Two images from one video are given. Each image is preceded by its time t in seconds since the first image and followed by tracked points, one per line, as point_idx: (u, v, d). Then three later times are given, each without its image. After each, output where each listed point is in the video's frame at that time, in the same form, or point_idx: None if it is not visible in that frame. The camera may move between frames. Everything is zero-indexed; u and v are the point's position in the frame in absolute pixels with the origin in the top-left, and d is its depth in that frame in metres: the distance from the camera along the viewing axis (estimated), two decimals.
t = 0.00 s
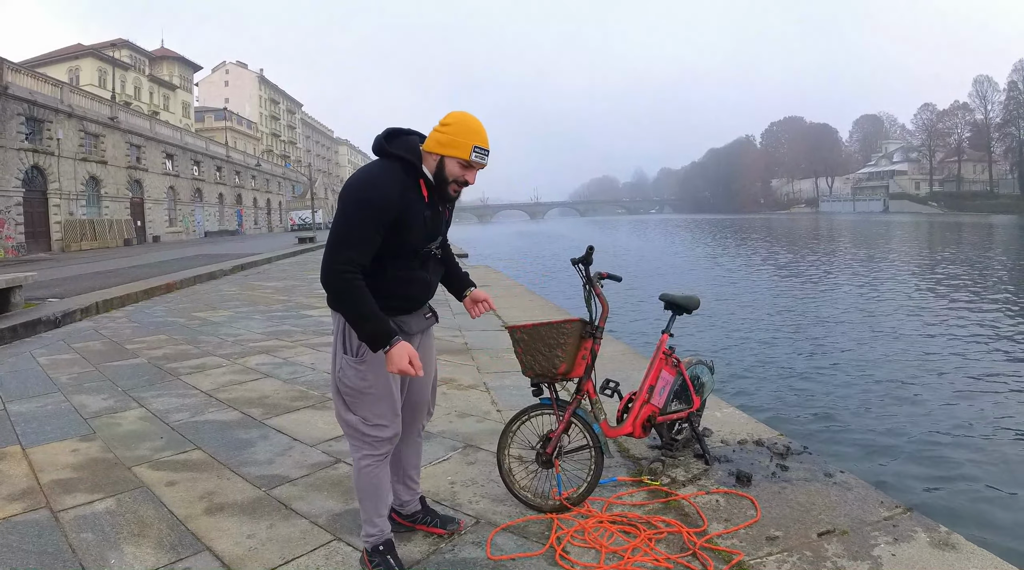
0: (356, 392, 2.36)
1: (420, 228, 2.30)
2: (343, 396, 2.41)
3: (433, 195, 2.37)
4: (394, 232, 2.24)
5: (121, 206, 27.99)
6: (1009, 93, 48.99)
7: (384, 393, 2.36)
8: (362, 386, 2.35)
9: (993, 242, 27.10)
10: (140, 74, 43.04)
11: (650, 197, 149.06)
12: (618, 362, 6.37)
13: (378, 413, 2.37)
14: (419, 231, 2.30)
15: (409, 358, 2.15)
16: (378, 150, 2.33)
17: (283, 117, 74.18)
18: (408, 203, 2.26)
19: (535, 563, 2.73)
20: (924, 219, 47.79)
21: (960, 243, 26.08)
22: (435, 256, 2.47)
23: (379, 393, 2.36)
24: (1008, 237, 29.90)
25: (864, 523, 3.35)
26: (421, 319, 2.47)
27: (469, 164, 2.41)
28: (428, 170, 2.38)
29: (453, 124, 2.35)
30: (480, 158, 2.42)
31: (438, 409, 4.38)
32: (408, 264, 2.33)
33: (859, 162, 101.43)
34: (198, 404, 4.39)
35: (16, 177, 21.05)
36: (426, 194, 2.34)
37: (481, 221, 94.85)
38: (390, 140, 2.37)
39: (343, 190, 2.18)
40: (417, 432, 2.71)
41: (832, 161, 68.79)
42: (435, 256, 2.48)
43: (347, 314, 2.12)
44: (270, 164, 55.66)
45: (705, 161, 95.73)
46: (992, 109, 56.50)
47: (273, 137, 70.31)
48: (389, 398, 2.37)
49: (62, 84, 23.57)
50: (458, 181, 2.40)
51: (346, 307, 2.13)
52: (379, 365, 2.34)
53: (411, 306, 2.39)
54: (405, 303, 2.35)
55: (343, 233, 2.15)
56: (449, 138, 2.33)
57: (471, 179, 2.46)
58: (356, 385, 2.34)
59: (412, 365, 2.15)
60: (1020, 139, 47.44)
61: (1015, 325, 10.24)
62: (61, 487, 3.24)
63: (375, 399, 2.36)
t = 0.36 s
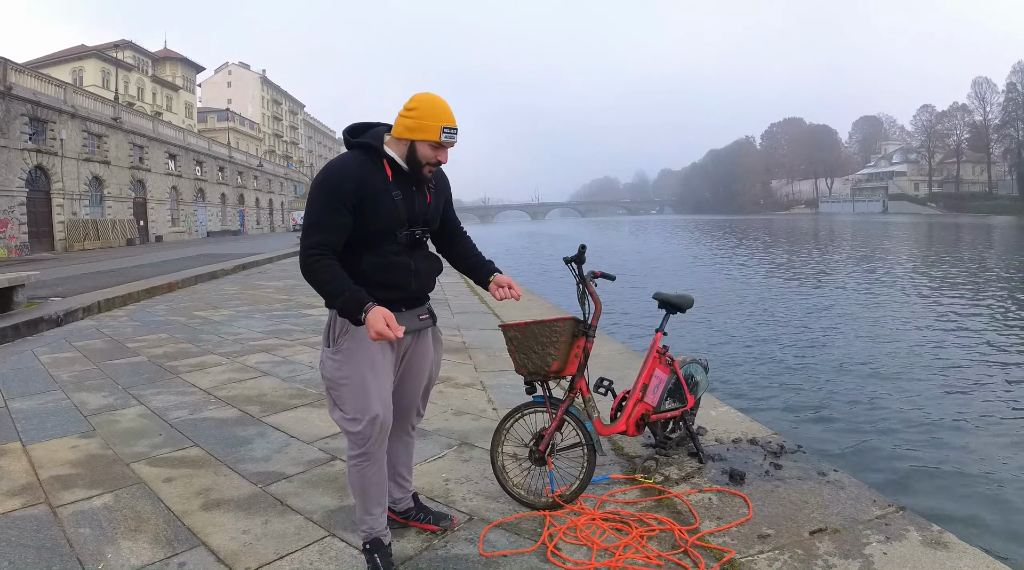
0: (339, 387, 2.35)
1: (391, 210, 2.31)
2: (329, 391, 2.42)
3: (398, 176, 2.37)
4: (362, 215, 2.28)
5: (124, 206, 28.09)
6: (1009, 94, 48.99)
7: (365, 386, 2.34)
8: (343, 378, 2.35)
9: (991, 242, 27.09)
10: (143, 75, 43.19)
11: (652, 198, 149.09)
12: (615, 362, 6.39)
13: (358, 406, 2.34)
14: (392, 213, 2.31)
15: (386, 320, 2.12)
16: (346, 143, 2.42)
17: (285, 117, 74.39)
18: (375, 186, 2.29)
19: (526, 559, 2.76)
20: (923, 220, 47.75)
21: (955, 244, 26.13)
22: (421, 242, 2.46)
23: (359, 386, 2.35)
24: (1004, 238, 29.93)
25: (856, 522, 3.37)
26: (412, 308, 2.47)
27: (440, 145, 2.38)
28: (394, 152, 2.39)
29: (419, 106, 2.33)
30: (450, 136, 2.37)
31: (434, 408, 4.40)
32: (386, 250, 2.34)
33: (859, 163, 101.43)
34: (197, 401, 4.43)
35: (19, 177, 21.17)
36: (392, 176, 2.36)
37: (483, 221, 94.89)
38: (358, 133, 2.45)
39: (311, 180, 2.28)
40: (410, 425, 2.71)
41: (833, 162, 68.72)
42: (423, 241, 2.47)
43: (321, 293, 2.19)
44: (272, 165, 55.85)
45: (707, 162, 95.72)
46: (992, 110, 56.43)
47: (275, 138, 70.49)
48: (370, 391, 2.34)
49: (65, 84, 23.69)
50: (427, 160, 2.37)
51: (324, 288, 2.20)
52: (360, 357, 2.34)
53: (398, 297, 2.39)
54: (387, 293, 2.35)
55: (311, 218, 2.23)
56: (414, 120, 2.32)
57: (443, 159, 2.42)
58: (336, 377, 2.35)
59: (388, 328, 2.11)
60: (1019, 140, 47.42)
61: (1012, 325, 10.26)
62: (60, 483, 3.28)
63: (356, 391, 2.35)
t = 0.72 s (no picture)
0: (330, 401, 2.30)
1: (376, 205, 2.26)
2: (316, 404, 2.36)
3: (375, 169, 2.30)
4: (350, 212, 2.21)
5: (127, 206, 28.18)
6: (1009, 96, 49.07)
7: (359, 399, 2.30)
8: (333, 393, 2.29)
9: (986, 243, 27.14)
10: (146, 75, 43.37)
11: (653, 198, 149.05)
12: (612, 360, 6.43)
13: (349, 421, 2.29)
14: (376, 210, 2.26)
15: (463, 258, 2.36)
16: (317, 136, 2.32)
17: (287, 118, 74.59)
18: (358, 182, 2.22)
19: (518, 554, 2.78)
20: (922, 221, 47.68)
21: (951, 245, 26.19)
22: (406, 238, 2.43)
23: (350, 400, 2.29)
24: (1000, 239, 29.95)
25: (849, 519, 3.38)
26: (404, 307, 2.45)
27: (411, 131, 2.31)
28: (366, 144, 2.31)
29: (388, 91, 2.26)
30: (421, 121, 2.31)
31: (431, 405, 4.43)
32: (377, 248, 2.30)
33: (858, 164, 101.39)
34: (197, 398, 4.47)
35: (22, 177, 21.27)
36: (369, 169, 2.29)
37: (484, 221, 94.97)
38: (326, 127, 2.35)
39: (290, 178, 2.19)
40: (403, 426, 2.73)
41: (833, 163, 68.62)
42: (408, 235, 2.44)
43: (339, 278, 2.15)
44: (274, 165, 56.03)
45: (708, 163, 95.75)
46: (991, 111, 56.40)
47: (278, 139, 70.70)
48: (361, 405, 2.31)
49: (68, 85, 23.79)
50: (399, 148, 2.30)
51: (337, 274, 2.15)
52: (350, 369, 2.29)
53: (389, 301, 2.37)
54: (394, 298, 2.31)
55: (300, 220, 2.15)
56: (383, 106, 2.26)
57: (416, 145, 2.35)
58: (325, 392, 2.28)
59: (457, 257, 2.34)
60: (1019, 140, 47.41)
61: (1009, 325, 10.29)
62: (59, 478, 3.32)
63: (347, 406, 2.29)
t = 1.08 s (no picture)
0: (320, 413, 2.20)
1: (358, 194, 2.19)
2: (304, 419, 2.25)
3: (352, 153, 2.22)
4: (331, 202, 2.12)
5: (129, 205, 28.25)
6: (1008, 96, 49.15)
7: (352, 407, 2.22)
8: (328, 404, 2.18)
9: (983, 243, 27.22)
10: (148, 75, 43.51)
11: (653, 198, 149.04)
12: (609, 359, 6.46)
13: (345, 432, 2.20)
14: (358, 199, 2.19)
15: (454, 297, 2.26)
16: (282, 121, 2.19)
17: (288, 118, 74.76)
18: (339, 171, 2.13)
19: (512, 549, 2.81)
20: (922, 221, 47.75)
21: (949, 246, 26.26)
22: (385, 225, 2.38)
23: (347, 408, 2.21)
24: (996, 239, 30.02)
25: (842, 515, 3.40)
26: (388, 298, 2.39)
27: (397, 112, 2.27)
28: (345, 127, 2.23)
29: (372, 69, 2.20)
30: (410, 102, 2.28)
31: (428, 402, 4.47)
32: (361, 241, 2.23)
33: (858, 165, 101.40)
34: (196, 394, 4.50)
35: (25, 176, 21.36)
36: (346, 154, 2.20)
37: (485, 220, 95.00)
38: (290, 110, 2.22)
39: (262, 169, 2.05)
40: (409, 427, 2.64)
41: (833, 163, 68.63)
42: (386, 223, 2.39)
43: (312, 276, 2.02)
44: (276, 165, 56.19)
45: (708, 164, 95.80)
46: (991, 112, 56.42)
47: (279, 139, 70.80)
48: (358, 411, 2.24)
49: (70, 84, 23.89)
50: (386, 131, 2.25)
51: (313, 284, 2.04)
52: (345, 375, 2.20)
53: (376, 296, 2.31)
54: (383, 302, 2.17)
55: (281, 215, 2.02)
56: (369, 84, 2.19)
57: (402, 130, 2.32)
58: (317, 405, 2.18)
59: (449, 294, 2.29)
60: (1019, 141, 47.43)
61: (1005, 325, 10.34)
62: (58, 472, 3.35)
63: (341, 417, 2.20)
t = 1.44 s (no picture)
0: (309, 415, 2.15)
1: (353, 193, 2.16)
2: (295, 421, 2.20)
3: (347, 150, 2.20)
4: (322, 200, 2.09)
5: (128, 204, 28.28)
6: (1007, 96, 49.23)
7: (342, 409, 2.17)
8: (318, 407, 2.13)
9: (980, 244, 27.27)
10: (147, 74, 43.51)
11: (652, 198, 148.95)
12: (605, 358, 6.49)
13: (334, 434, 2.15)
14: (353, 198, 2.16)
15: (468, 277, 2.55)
16: (275, 116, 2.16)
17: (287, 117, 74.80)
18: (332, 169, 2.10)
19: (504, 545, 2.83)
20: (920, 221, 47.85)
21: (946, 246, 26.34)
22: (379, 225, 2.35)
23: (337, 409, 2.16)
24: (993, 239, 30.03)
25: (834, 513, 3.41)
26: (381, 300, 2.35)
27: (397, 109, 2.27)
28: (342, 122, 2.21)
29: (372, 63, 2.19)
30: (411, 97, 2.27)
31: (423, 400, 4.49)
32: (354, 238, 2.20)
33: (856, 165, 101.42)
34: (193, 392, 4.53)
35: (24, 175, 21.40)
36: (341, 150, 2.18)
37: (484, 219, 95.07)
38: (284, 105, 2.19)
39: (251, 165, 2.02)
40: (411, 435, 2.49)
41: (831, 164, 68.64)
42: (381, 222, 2.36)
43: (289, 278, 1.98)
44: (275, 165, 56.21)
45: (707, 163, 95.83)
46: (989, 112, 56.44)
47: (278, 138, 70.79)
48: (350, 412, 2.19)
49: (70, 83, 23.92)
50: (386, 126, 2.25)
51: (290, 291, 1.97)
52: (336, 377, 2.16)
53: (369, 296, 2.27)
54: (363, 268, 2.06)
55: (269, 212, 1.97)
56: (369, 79, 2.18)
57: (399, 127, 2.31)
58: (306, 407, 2.13)
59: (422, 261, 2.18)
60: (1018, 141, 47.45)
61: (1000, 325, 10.38)
62: (56, 469, 3.38)
63: (330, 418, 2.16)
